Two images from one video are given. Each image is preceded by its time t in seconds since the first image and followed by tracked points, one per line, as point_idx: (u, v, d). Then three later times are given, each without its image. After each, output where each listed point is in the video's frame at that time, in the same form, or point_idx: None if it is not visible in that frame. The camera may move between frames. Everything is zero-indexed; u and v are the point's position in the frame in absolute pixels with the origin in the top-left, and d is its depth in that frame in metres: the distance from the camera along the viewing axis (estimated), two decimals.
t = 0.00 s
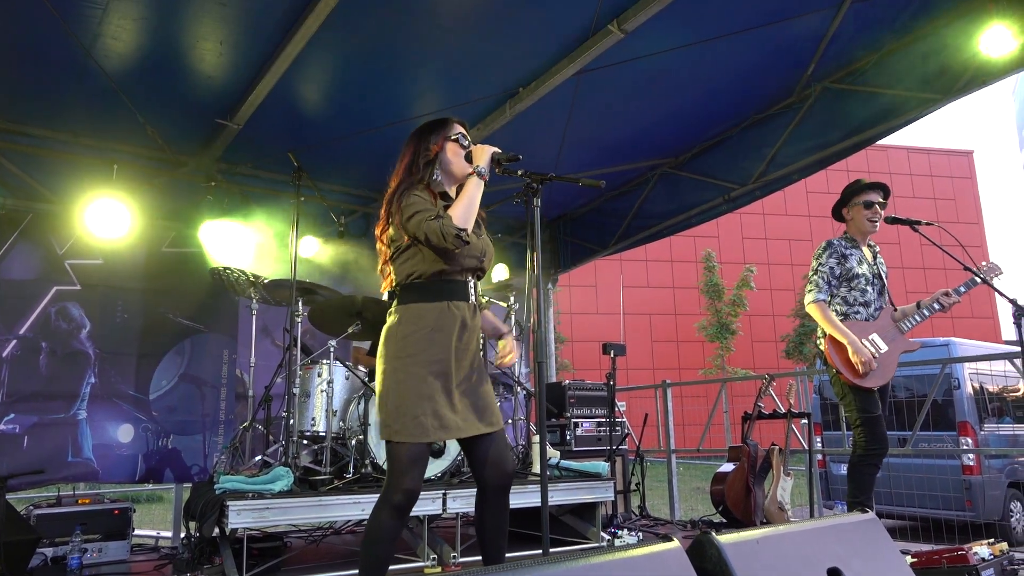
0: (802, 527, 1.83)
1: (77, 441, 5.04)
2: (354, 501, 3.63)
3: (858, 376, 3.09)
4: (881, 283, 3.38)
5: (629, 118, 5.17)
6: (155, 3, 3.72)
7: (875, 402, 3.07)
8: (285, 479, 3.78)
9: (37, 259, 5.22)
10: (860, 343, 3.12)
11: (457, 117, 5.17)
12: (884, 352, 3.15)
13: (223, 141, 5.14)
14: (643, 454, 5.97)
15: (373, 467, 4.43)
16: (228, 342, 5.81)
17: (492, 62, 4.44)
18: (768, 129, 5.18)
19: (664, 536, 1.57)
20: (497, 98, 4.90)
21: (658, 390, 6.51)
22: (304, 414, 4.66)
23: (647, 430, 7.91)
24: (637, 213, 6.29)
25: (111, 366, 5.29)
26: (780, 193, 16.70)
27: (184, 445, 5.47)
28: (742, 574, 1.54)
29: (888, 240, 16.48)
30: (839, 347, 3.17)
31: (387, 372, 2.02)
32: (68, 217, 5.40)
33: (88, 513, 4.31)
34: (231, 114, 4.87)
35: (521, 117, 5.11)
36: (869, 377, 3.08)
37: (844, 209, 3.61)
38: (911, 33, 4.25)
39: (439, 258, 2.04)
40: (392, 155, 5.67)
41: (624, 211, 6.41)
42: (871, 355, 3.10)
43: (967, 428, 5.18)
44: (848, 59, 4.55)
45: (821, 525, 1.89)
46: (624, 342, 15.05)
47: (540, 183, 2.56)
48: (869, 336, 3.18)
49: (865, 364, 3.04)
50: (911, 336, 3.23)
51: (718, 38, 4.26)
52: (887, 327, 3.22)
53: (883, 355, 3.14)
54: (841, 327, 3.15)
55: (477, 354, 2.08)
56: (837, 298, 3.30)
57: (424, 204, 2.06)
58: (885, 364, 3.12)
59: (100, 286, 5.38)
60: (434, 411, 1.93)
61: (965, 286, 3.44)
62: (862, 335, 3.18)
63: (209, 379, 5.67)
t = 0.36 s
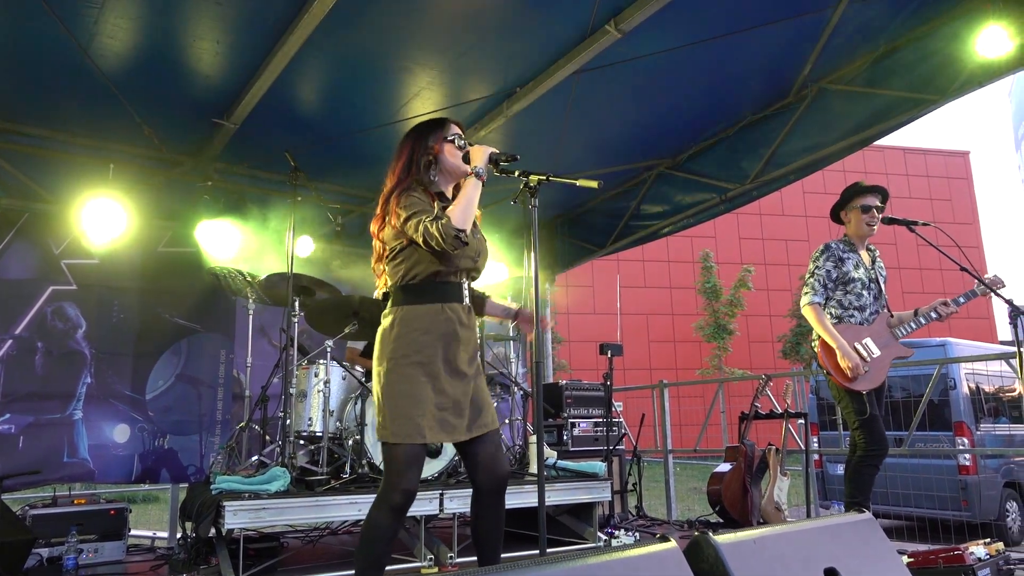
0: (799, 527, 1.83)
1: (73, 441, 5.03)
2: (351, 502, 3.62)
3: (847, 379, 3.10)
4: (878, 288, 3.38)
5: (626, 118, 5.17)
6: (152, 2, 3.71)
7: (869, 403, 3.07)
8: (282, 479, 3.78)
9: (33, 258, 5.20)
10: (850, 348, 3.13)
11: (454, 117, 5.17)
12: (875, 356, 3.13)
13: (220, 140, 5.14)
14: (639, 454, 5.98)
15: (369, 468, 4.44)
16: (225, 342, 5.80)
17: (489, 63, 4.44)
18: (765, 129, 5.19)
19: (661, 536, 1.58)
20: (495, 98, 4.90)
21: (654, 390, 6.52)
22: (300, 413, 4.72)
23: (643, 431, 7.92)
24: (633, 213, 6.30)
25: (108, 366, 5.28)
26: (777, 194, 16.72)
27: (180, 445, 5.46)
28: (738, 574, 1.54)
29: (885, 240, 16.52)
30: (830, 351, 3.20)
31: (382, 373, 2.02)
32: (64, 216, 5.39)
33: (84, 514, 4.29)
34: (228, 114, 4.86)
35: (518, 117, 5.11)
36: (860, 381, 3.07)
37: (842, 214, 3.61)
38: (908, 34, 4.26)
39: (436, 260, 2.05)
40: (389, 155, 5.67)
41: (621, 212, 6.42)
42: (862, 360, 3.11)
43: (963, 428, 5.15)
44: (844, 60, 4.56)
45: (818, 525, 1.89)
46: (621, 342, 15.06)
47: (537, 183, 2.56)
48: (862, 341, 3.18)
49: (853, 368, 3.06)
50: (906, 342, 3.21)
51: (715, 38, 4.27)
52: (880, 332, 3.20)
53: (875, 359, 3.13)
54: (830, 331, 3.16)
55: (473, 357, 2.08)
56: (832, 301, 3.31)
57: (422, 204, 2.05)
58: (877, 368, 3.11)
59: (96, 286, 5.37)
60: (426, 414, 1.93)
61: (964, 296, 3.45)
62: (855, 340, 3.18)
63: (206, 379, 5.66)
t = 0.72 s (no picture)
0: (801, 527, 1.83)
1: (71, 440, 5.03)
2: (350, 500, 3.62)
3: (858, 373, 3.09)
4: (872, 286, 3.39)
5: (625, 117, 5.17)
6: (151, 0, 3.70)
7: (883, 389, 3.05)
8: (280, 478, 3.78)
9: (31, 257, 5.21)
10: (851, 342, 3.13)
11: (453, 116, 5.16)
12: (883, 344, 3.10)
13: (218, 138, 5.13)
14: (639, 453, 5.98)
15: (369, 467, 4.42)
16: (224, 340, 5.79)
17: (489, 62, 4.44)
18: (764, 128, 5.19)
19: (662, 534, 1.58)
20: (494, 97, 4.90)
21: (653, 389, 6.52)
22: (300, 413, 4.68)
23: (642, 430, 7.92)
24: (632, 212, 6.30)
25: (106, 365, 5.28)
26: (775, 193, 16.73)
27: (179, 444, 5.45)
28: (739, 573, 1.54)
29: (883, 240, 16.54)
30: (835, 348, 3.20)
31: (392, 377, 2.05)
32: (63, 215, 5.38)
33: (83, 513, 4.29)
34: (226, 112, 4.86)
35: (518, 116, 5.11)
36: (872, 370, 3.06)
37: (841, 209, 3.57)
38: (907, 33, 4.26)
39: (434, 261, 2.04)
40: (388, 154, 5.66)
41: (620, 211, 6.42)
42: (867, 352, 3.09)
43: (962, 427, 5.30)
44: (842, 60, 4.55)
45: (819, 524, 1.90)
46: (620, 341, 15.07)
47: (537, 182, 2.56)
48: (865, 336, 3.15)
49: (858, 360, 3.04)
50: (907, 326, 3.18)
51: (715, 37, 4.27)
52: (884, 323, 3.18)
53: (882, 349, 3.09)
54: (831, 333, 3.16)
55: (479, 356, 2.08)
56: (826, 303, 3.34)
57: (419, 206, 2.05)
58: (886, 357, 3.07)
59: (94, 284, 5.36)
60: (434, 415, 1.94)
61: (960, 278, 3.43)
62: (858, 335, 3.17)
63: (205, 378, 5.65)
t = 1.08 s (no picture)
0: (808, 526, 1.83)
1: (76, 441, 5.03)
2: (355, 501, 3.62)
3: (853, 364, 3.10)
4: (880, 284, 3.37)
5: (628, 117, 5.16)
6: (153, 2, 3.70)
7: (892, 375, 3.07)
8: (284, 478, 3.78)
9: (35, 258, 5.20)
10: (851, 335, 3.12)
11: (456, 116, 5.16)
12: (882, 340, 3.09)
13: (221, 139, 5.14)
14: (643, 453, 5.97)
15: (373, 467, 4.47)
16: (228, 341, 5.79)
17: (491, 61, 4.43)
18: (767, 127, 5.18)
19: (668, 534, 1.57)
20: (496, 97, 4.90)
21: (657, 389, 6.51)
22: (304, 413, 4.70)
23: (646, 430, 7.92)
24: (635, 212, 6.30)
25: (110, 365, 5.28)
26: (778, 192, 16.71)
27: (183, 444, 5.46)
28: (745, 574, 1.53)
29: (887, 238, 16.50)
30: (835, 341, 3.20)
31: (380, 373, 2.00)
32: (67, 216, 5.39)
33: (89, 513, 4.30)
34: (229, 113, 4.86)
35: (520, 116, 5.10)
36: (868, 363, 3.07)
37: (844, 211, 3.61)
38: (911, 31, 4.24)
39: (436, 262, 2.05)
40: (391, 154, 5.65)
41: (623, 210, 6.41)
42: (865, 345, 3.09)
43: (968, 428, 5.25)
44: (844, 58, 4.56)
45: (826, 524, 1.89)
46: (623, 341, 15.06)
47: (541, 181, 2.55)
48: (866, 332, 3.15)
49: (855, 351, 3.03)
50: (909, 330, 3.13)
51: (718, 36, 4.26)
52: (886, 322, 3.15)
53: (881, 344, 3.09)
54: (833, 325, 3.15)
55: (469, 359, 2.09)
56: (831, 299, 3.34)
57: (423, 205, 2.05)
58: (882, 351, 3.07)
59: (98, 285, 5.37)
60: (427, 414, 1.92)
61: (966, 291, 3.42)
62: (859, 331, 3.17)
63: (208, 378, 5.66)
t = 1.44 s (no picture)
0: (813, 526, 1.83)
1: (81, 441, 5.01)
2: (359, 501, 3.62)
3: (858, 364, 3.09)
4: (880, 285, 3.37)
5: (631, 116, 5.16)
6: (157, 3, 3.70)
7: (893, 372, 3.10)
8: (288, 479, 3.78)
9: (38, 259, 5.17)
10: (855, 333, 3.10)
11: (459, 116, 5.16)
12: (884, 340, 3.09)
13: (224, 140, 5.14)
14: (646, 453, 5.97)
15: (377, 467, 4.41)
16: (231, 342, 5.83)
17: (494, 61, 4.43)
18: (770, 127, 5.18)
19: (672, 534, 1.57)
20: (499, 97, 4.90)
21: (661, 389, 6.51)
22: (307, 413, 4.64)
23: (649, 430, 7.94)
24: (638, 212, 6.30)
25: (115, 366, 5.28)
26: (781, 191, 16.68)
27: (187, 444, 5.49)
28: (750, 573, 1.53)
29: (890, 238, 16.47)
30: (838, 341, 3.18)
31: (393, 374, 2.03)
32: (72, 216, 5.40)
33: (92, 513, 4.30)
34: (233, 114, 4.87)
35: (523, 116, 5.10)
36: (872, 363, 3.06)
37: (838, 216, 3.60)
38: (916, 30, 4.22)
39: (443, 261, 2.04)
40: (394, 154, 5.66)
41: (626, 210, 6.42)
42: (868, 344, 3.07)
43: (972, 427, 5.26)
44: (847, 58, 4.53)
45: (831, 523, 1.88)
46: (626, 341, 15.04)
47: (544, 182, 2.55)
48: (868, 331, 3.13)
49: (859, 349, 3.01)
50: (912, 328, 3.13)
51: (721, 35, 4.25)
52: (889, 320, 3.14)
53: (883, 343, 3.08)
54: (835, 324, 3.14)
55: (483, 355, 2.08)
56: (832, 300, 3.32)
57: (428, 206, 2.05)
58: (886, 350, 3.07)
59: (103, 285, 5.36)
60: (437, 412, 1.93)
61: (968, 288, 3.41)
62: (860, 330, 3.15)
63: (213, 378, 5.70)
